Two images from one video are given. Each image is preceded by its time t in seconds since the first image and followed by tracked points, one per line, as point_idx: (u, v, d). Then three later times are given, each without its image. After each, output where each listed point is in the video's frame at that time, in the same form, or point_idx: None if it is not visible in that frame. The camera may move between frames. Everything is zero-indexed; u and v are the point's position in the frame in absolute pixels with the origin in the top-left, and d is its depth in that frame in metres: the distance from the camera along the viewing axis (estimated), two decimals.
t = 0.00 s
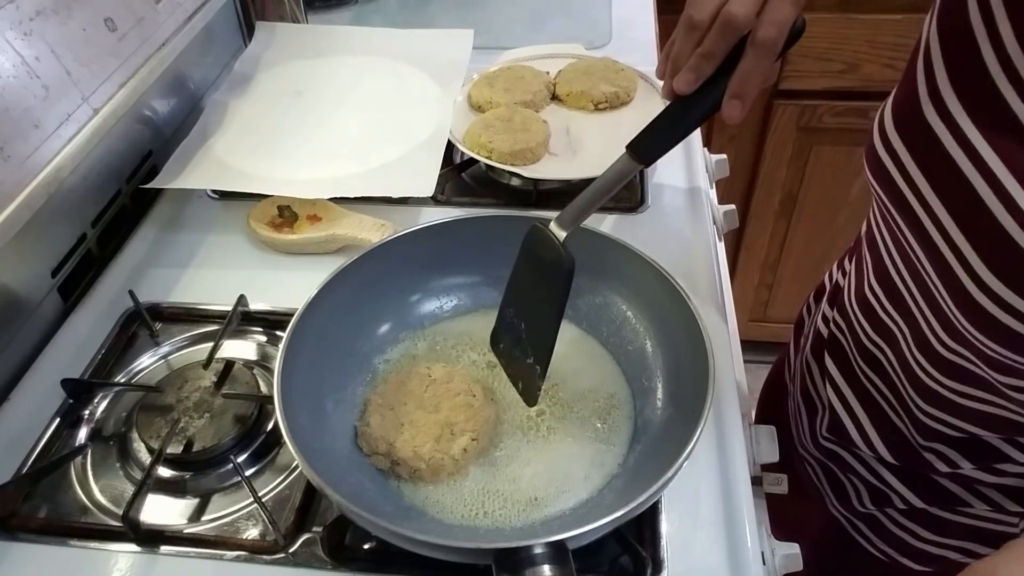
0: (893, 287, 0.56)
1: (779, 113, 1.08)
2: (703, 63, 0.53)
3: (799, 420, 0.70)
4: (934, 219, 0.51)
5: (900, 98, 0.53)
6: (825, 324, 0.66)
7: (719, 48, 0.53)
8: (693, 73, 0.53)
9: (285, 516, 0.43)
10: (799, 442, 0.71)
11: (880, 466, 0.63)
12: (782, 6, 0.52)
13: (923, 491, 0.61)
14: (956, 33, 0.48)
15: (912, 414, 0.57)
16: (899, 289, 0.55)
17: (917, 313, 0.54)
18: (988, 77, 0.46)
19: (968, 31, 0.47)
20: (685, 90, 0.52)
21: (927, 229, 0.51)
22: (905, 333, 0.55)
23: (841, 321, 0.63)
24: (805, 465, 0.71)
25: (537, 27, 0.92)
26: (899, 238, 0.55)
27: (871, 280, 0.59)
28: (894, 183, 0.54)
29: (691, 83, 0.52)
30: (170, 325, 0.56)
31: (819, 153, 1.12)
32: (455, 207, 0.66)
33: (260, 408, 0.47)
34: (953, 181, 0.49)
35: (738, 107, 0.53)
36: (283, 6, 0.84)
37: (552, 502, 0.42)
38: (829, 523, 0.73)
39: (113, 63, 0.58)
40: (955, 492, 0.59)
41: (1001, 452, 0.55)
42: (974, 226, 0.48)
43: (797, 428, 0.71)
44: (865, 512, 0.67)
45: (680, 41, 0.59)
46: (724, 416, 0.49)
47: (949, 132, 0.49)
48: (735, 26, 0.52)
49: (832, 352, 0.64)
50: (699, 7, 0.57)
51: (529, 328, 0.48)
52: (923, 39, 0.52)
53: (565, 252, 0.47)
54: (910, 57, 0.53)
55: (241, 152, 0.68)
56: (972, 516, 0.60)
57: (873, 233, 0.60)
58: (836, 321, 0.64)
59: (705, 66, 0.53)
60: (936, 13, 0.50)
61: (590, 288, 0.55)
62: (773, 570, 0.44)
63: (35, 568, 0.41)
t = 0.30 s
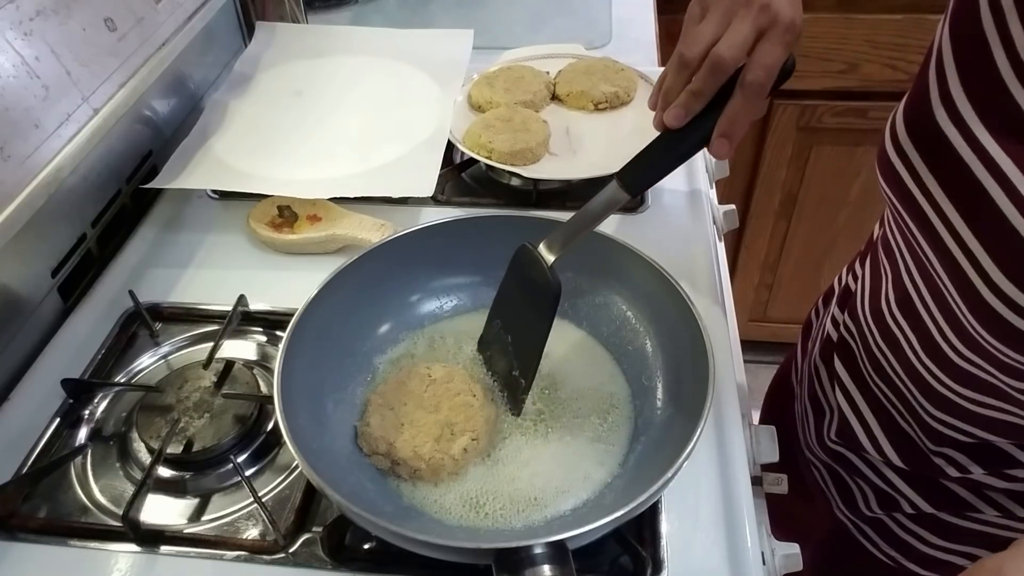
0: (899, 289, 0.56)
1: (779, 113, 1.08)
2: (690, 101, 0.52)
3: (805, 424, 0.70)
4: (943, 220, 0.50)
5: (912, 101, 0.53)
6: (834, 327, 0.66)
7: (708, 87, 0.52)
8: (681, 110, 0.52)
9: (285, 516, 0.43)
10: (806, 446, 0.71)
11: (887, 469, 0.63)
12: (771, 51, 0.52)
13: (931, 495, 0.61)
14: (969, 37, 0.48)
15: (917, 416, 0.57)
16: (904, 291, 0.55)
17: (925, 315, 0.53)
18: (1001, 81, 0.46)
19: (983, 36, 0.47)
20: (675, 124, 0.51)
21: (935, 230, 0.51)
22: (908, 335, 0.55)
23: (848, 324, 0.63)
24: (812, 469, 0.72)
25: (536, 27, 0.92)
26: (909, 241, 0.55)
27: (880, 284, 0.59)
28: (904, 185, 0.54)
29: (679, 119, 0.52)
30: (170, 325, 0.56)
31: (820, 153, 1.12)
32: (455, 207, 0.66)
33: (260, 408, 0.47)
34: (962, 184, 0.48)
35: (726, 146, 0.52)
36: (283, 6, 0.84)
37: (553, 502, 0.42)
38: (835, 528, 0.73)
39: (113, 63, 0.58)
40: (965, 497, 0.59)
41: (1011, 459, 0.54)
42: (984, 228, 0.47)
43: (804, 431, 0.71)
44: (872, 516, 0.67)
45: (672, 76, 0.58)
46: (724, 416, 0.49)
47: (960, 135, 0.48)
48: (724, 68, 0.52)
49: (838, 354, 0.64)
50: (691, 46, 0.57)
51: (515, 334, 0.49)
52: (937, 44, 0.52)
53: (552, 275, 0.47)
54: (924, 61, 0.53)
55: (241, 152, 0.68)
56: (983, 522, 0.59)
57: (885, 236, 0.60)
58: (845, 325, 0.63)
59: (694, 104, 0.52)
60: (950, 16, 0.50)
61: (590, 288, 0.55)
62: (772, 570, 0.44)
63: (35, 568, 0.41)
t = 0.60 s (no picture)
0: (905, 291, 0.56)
1: (779, 113, 1.08)
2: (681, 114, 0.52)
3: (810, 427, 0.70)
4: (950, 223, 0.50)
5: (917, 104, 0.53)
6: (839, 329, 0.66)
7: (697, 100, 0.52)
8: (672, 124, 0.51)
9: (285, 516, 0.43)
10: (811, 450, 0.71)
11: (893, 473, 0.63)
12: (763, 66, 0.52)
13: (938, 497, 0.61)
14: (977, 41, 0.47)
15: (926, 421, 0.57)
16: (910, 292, 0.55)
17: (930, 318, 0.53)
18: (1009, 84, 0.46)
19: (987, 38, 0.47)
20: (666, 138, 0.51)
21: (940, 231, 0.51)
22: (913, 336, 0.55)
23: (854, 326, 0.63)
24: (818, 473, 0.72)
25: (536, 27, 0.92)
26: (916, 243, 0.55)
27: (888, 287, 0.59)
28: (908, 185, 0.54)
29: (668, 131, 0.51)
30: (170, 325, 0.56)
31: (820, 153, 1.12)
32: (455, 207, 0.66)
33: (260, 408, 0.47)
34: (972, 188, 0.48)
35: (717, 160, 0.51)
36: (283, 6, 0.84)
37: (553, 503, 0.42)
38: (840, 528, 0.73)
39: (113, 63, 0.58)
40: (973, 500, 0.59)
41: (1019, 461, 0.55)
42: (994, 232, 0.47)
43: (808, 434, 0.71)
44: (879, 519, 0.67)
45: (663, 89, 0.58)
46: (724, 416, 0.49)
47: (968, 138, 0.48)
48: (714, 83, 0.51)
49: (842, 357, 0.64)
50: (683, 58, 0.56)
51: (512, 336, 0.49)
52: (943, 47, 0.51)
53: (542, 289, 0.47)
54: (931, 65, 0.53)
55: (241, 152, 0.68)
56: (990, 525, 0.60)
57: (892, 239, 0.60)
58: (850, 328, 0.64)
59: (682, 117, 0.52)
60: (956, 21, 0.50)
61: (590, 288, 0.55)
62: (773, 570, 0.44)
63: (35, 568, 0.41)
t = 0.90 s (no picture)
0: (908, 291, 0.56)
1: (779, 113, 1.08)
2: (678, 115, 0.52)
3: (813, 427, 0.70)
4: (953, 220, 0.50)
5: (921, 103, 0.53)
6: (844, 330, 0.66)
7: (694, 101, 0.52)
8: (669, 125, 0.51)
9: (285, 516, 0.43)
10: (814, 451, 0.71)
11: (897, 472, 0.63)
12: (760, 66, 0.52)
13: (942, 497, 0.61)
14: (980, 41, 0.47)
15: (930, 421, 0.57)
16: (914, 292, 0.55)
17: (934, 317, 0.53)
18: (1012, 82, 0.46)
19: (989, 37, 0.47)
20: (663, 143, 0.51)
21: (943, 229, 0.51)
22: (918, 335, 0.55)
23: (858, 327, 0.63)
24: (821, 473, 0.72)
25: (536, 27, 0.92)
26: (919, 242, 0.55)
27: (893, 287, 0.59)
28: (911, 183, 0.54)
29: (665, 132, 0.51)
30: (170, 325, 0.56)
31: (820, 153, 1.12)
32: (455, 207, 0.66)
33: (260, 409, 0.47)
34: (977, 187, 0.48)
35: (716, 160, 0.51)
36: (283, 6, 0.84)
37: (553, 503, 0.42)
38: (842, 529, 0.73)
39: (113, 63, 0.58)
40: (976, 499, 0.59)
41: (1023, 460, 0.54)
42: (999, 230, 0.47)
43: (811, 434, 0.71)
44: (883, 519, 0.67)
45: (659, 91, 0.58)
46: (723, 417, 0.49)
47: (972, 137, 0.48)
48: (710, 83, 0.52)
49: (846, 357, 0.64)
50: (679, 60, 0.56)
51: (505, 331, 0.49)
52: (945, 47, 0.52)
53: (538, 291, 0.47)
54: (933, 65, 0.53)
55: (241, 152, 0.68)
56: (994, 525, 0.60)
57: (896, 239, 0.60)
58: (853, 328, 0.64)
59: (679, 118, 0.52)
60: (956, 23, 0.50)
61: (590, 288, 0.55)
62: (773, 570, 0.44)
63: (34, 568, 0.41)
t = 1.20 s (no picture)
0: (906, 279, 0.56)
1: (779, 114, 1.08)
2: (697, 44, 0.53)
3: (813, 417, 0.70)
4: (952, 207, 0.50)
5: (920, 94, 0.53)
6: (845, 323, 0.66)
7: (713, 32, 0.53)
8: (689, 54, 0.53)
9: (285, 516, 0.43)
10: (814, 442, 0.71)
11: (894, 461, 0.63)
12: None
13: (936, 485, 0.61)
14: (977, 32, 0.47)
15: (926, 409, 0.56)
16: (911, 281, 0.55)
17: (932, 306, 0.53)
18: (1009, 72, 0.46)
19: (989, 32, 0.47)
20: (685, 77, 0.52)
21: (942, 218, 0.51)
22: (917, 324, 0.55)
23: (857, 319, 0.63)
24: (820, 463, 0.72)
25: (536, 27, 0.92)
26: (918, 230, 0.55)
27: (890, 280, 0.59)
28: (912, 173, 0.54)
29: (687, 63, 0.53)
30: (170, 325, 0.56)
31: (819, 153, 1.12)
32: (455, 207, 0.66)
33: (260, 408, 0.47)
34: (973, 174, 0.48)
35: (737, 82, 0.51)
36: (283, 6, 0.84)
37: (553, 504, 0.42)
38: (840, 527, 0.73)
39: (113, 63, 0.58)
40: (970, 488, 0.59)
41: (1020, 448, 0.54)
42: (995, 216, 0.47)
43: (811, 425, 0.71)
44: (879, 508, 0.67)
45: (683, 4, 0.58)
46: (724, 417, 0.49)
47: (969, 123, 0.48)
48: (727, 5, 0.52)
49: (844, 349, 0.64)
50: None
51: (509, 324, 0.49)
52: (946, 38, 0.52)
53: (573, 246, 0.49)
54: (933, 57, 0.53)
55: (241, 152, 0.68)
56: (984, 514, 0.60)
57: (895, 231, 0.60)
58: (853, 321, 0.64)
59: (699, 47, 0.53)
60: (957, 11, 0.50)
61: (590, 288, 0.55)
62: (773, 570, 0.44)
63: (35, 568, 0.41)
